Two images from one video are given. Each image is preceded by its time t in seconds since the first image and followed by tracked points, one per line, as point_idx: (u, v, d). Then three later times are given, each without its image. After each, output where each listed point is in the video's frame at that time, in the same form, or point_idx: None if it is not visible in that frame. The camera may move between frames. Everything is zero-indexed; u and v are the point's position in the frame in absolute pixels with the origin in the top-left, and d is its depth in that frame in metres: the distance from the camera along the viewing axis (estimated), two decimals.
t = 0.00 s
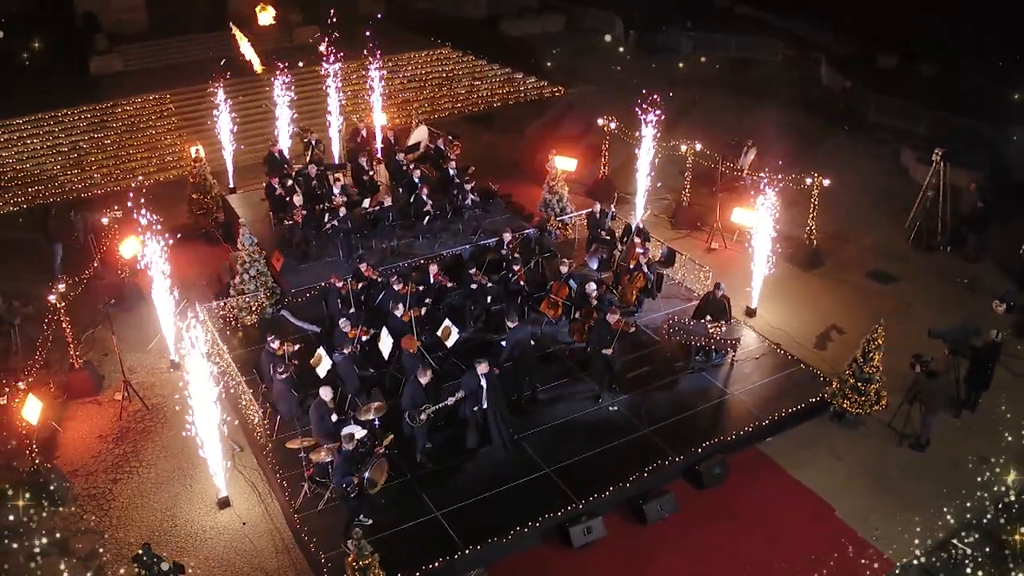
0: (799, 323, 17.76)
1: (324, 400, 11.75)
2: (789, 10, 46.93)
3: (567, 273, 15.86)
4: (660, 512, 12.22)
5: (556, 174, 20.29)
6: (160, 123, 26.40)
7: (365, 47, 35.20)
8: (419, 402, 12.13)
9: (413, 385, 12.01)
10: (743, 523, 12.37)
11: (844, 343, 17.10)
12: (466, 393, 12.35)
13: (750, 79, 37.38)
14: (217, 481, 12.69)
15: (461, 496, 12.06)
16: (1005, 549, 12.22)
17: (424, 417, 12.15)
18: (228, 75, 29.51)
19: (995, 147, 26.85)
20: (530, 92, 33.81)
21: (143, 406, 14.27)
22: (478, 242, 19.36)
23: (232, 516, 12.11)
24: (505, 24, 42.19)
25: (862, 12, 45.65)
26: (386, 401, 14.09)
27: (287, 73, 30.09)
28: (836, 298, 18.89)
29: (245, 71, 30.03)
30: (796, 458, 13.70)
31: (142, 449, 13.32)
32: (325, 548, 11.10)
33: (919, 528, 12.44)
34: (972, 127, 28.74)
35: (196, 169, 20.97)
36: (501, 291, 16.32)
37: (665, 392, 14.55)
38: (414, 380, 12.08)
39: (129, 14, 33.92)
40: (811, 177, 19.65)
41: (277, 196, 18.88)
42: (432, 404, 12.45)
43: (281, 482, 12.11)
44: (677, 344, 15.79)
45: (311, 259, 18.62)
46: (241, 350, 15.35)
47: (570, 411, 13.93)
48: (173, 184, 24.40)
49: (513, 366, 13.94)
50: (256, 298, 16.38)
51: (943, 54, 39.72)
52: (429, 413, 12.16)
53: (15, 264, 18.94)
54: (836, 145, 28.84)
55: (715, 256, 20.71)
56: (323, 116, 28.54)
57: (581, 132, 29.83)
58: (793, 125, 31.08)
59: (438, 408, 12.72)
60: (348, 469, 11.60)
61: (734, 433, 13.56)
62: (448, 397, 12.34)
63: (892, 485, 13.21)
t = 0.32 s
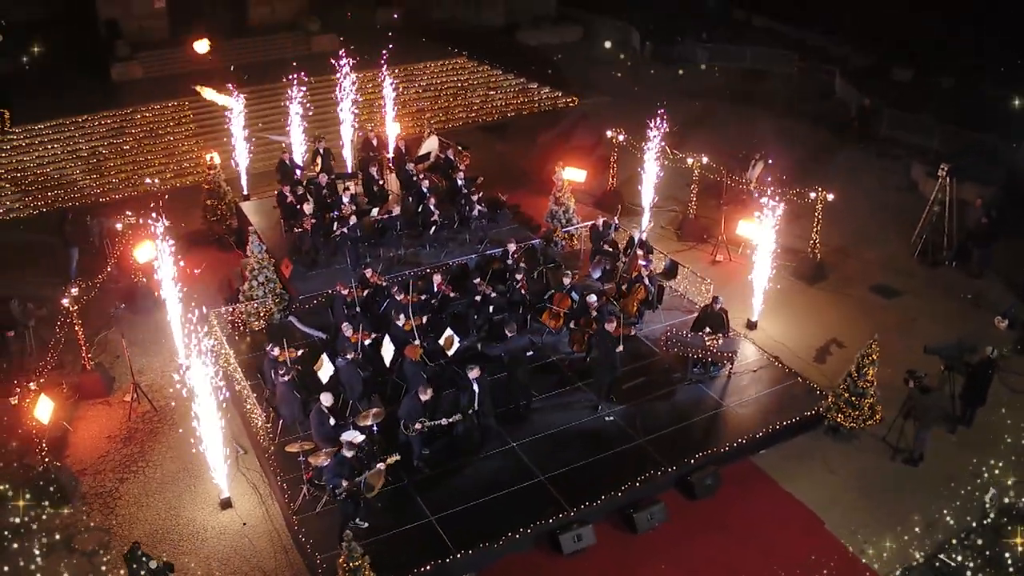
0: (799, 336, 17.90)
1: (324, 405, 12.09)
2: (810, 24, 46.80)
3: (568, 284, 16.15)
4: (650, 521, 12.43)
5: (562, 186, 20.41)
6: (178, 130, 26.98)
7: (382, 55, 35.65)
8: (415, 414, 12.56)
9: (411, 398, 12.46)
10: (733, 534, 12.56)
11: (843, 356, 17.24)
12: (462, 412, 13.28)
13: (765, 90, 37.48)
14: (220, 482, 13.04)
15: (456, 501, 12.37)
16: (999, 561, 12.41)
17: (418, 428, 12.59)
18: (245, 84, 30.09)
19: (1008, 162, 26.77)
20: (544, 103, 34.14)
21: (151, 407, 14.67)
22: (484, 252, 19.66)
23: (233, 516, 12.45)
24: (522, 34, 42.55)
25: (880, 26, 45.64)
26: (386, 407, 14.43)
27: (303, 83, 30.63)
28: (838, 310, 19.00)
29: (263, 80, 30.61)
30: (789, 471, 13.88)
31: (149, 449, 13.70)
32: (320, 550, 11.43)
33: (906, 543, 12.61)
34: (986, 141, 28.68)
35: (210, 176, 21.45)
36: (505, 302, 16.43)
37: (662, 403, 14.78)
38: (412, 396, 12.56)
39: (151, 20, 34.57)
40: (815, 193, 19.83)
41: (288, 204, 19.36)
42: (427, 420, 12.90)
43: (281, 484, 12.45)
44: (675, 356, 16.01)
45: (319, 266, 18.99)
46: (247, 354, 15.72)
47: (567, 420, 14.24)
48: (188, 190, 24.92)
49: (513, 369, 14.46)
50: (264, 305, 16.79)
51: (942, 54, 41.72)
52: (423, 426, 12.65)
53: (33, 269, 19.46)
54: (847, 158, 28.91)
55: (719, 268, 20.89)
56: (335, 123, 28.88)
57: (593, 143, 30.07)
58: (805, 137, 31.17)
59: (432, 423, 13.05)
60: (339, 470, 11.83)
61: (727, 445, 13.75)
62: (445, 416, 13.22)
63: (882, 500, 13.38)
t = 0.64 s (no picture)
0: (799, 346, 18.06)
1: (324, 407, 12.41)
2: (820, 31, 47.42)
3: (568, 292, 16.37)
4: (639, 526, 12.67)
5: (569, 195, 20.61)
6: (196, 134, 27.56)
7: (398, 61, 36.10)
8: (411, 421, 13.00)
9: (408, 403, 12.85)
10: (721, 540, 12.77)
11: (841, 367, 17.38)
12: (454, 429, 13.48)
13: (780, 100, 37.56)
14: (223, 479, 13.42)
15: (451, 502, 12.68)
16: (1002, 564, 12.74)
17: (411, 435, 12.98)
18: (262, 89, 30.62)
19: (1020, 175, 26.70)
20: (558, 111, 34.43)
21: (160, 405, 15.10)
22: (489, 259, 19.96)
23: (235, 513, 12.82)
24: (539, 42, 42.90)
25: (898, 37, 45.63)
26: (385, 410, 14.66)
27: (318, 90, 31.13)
28: (839, 321, 19.14)
29: (280, 86, 31.14)
30: (781, 480, 14.07)
31: (156, 447, 14.12)
32: (315, 547, 11.77)
33: (894, 553, 12.77)
34: (998, 154, 28.62)
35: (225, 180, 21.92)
36: (507, 308, 16.79)
37: (657, 410, 15.01)
38: (410, 404, 13.04)
39: (172, 26, 35.22)
40: (819, 203, 19.96)
41: (299, 209, 19.84)
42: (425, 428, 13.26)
43: (282, 483, 12.82)
44: (673, 365, 16.20)
45: (328, 270, 19.38)
46: (253, 355, 16.13)
47: (564, 426, 14.53)
48: (204, 194, 25.45)
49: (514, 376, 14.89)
50: (272, 307, 17.38)
51: (943, 54, 43.20)
52: (417, 434, 13.05)
53: (51, 269, 20.01)
54: (858, 169, 28.96)
55: (724, 278, 21.03)
56: (349, 130, 29.35)
57: (604, 152, 30.35)
58: (816, 147, 31.24)
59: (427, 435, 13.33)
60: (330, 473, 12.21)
61: (720, 453, 13.97)
62: (439, 428, 13.40)
63: (872, 510, 13.55)
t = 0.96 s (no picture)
0: (795, 353, 18.24)
1: (324, 406, 12.77)
2: (833, 37, 47.54)
3: (568, 298, 16.67)
4: (626, 529, 12.93)
5: (574, 201, 20.99)
6: (213, 137, 28.12)
7: (414, 66, 36.52)
8: (409, 419, 13.22)
9: (405, 402, 13.09)
10: (707, 543, 13.02)
11: (838, 375, 17.56)
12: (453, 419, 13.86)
13: (793, 108, 37.59)
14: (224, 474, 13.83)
15: (443, 502, 13.02)
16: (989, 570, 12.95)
17: (411, 433, 13.28)
18: (279, 94, 31.20)
19: None
20: (571, 117, 34.67)
21: (167, 402, 15.56)
22: (494, 263, 20.29)
23: (236, 508, 13.23)
24: (554, 48, 43.19)
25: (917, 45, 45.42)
26: (384, 410, 14.89)
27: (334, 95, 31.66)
28: (837, 330, 19.28)
29: (296, 90, 31.67)
30: (771, 487, 14.30)
31: (162, 442, 14.57)
32: (311, 541, 12.15)
33: (880, 560, 12.96)
34: (1009, 165, 28.52)
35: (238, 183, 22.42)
36: (507, 312, 17.17)
37: (651, 414, 15.29)
38: (406, 402, 13.17)
39: (193, 30, 35.87)
40: (821, 214, 20.18)
41: (308, 213, 20.01)
42: (422, 424, 13.59)
43: (281, 479, 13.22)
44: (669, 371, 16.51)
45: (335, 273, 19.85)
46: (258, 354, 16.54)
47: (558, 428, 14.84)
48: (218, 195, 25.98)
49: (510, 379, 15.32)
50: (279, 308, 17.84)
51: (942, 54, 43.26)
52: (416, 431, 13.32)
53: (68, 269, 20.59)
54: (867, 178, 29.00)
55: (725, 285, 21.19)
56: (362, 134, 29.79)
57: (615, 159, 30.60)
58: (827, 156, 31.28)
59: (428, 427, 13.72)
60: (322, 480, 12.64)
61: (711, 459, 14.22)
62: (439, 420, 13.83)
63: (860, 517, 13.74)
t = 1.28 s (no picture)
0: (792, 361, 18.45)
1: (324, 404, 13.15)
2: (850, 44, 47.46)
3: (567, 302, 16.83)
4: (613, 530, 13.25)
5: (578, 207, 21.21)
6: (229, 139, 28.71)
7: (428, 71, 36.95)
8: (410, 413, 13.52)
9: (405, 397, 13.46)
10: (693, 545, 13.30)
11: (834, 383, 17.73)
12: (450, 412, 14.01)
13: (806, 117, 37.64)
14: (227, 469, 14.27)
15: (436, 500, 13.39)
16: None
17: (412, 428, 13.53)
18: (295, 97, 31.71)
19: None
20: (584, 123, 34.94)
21: (175, 399, 16.04)
22: (498, 268, 20.66)
23: (237, 502, 13.66)
24: (569, 54, 43.51)
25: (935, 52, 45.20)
26: (383, 410, 15.44)
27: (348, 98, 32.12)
28: (836, 338, 19.45)
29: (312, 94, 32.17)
30: (761, 492, 14.54)
31: (169, 437, 15.04)
32: (307, 535, 12.56)
33: (863, 566, 13.17)
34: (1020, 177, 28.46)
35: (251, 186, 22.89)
36: (507, 316, 17.51)
37: (644, 418, 15.58)
38: (407, 395, 13.51)
39: (214, 34, 36.54)
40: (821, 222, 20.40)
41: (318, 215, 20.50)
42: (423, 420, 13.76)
43: (281, 475, 13.64)
44: (665, 376, 16.79)
45: (342, 275, 20.27)
46: (265, 354, 16.97)
47: (553, 430, 15.18)
48: (233, 197, 26.55)
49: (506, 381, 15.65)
50: (287, 308, 18.26)
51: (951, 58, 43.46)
52: (417, 426, 13.56)
53: (85, 268, 21.22)
54: (877, 188, 29.04)
55: (727, 292, 21.42)
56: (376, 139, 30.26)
57: (624, 167, 30.90)
58: (838, 165, 31.35)
59: (428, 420, 13.80)
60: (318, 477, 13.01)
61: (702, 463, 14.49)
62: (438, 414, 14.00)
63: (846, 523, 13.97)
